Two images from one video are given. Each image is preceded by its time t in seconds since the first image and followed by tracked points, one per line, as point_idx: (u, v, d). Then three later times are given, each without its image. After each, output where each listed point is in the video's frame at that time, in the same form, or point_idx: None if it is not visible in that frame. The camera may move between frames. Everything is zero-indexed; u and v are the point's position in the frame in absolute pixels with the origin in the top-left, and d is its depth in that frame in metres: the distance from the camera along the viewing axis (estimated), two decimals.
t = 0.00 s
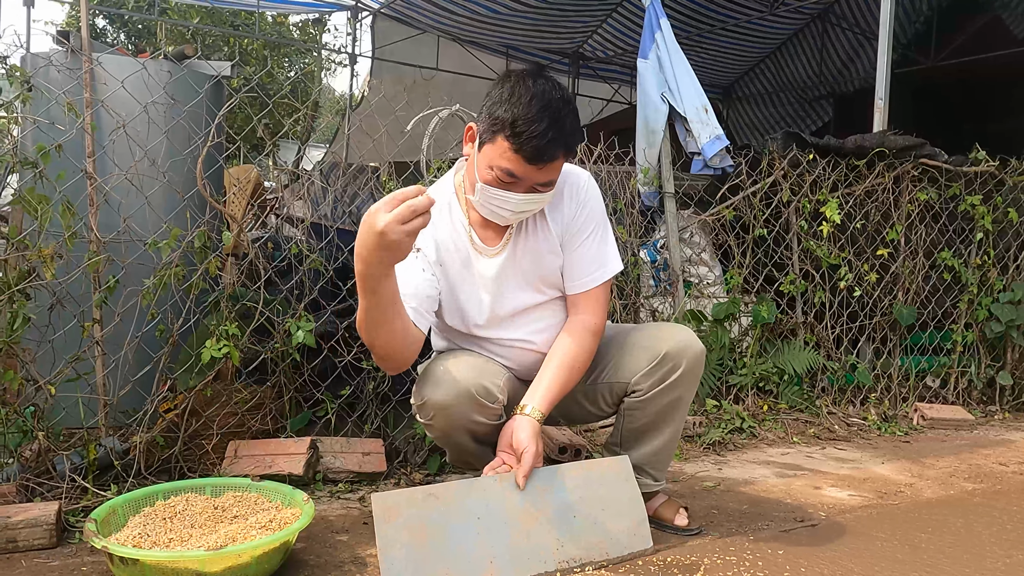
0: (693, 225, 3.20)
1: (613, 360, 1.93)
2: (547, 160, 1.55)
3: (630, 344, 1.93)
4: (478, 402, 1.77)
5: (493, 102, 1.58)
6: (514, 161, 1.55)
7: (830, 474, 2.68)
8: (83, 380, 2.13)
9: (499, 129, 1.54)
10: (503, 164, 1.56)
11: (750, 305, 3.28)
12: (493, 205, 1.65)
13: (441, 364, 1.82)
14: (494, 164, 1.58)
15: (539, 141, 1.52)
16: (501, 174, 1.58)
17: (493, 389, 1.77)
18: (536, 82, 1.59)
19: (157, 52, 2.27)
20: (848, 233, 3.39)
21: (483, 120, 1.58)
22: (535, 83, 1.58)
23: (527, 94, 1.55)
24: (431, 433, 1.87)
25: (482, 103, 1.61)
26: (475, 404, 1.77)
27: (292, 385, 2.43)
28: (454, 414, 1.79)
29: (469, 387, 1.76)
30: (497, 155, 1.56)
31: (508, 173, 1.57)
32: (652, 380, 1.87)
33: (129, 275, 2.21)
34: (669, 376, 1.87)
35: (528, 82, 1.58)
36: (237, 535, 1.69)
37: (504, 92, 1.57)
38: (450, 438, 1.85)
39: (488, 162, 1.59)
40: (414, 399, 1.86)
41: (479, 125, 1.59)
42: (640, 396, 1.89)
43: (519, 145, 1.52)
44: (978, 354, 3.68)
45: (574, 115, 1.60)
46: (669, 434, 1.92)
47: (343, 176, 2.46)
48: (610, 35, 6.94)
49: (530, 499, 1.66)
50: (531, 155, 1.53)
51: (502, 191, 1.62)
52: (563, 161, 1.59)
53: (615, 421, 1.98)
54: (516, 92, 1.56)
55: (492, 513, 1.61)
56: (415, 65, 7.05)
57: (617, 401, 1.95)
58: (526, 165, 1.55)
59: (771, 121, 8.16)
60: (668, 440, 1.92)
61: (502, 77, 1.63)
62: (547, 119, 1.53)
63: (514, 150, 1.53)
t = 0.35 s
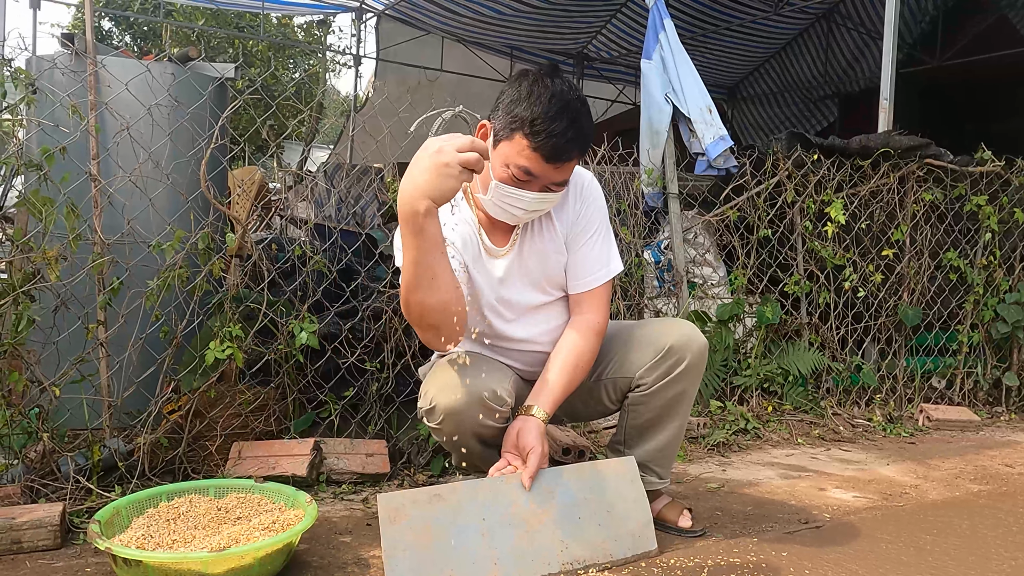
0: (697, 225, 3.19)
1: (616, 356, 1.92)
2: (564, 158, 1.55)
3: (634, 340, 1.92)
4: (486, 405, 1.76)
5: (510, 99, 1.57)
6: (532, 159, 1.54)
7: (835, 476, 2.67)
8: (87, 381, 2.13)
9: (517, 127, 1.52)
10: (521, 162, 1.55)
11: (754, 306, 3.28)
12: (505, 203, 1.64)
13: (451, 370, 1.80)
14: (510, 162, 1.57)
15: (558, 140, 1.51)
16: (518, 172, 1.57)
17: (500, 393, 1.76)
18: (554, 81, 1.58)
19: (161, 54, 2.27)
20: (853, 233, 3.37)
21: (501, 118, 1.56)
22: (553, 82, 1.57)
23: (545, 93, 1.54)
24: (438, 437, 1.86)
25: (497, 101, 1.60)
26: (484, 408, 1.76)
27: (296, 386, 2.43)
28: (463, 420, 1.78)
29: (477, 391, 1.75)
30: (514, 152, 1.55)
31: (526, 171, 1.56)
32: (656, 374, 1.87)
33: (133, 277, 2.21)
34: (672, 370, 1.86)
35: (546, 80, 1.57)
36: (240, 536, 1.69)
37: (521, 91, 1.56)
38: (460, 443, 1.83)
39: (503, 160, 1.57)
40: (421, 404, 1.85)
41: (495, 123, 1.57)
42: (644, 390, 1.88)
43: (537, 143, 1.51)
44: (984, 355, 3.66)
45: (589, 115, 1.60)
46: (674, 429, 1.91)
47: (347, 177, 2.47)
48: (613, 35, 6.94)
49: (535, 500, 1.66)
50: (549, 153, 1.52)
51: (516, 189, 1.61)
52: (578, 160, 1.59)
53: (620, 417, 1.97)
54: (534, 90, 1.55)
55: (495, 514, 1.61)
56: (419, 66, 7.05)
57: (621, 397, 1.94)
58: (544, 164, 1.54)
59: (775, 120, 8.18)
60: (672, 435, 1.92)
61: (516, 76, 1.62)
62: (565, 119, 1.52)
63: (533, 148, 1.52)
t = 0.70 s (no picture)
0: (701, 226, 3.20)
1: (617, 353, 1.92)
2: (580, 160, 1.55)
3: (633, 336, 1.92)
4: (500, 410, 1.74)
5: (526, 100, 1.57)
6: (549, 161, 1.54)
7: (840, 478, 2.66)
8: (92, 383, 2.14)
9: (534, 129, 1.52)
10: (537, 164, 1.54)
11: (758, 307, 3.27)
12: (518, 206, 1.64)
13: (465, 375, 1.77)
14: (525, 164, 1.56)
15: (575, 143, 1.52)
16: (532, 174, 1.57)
17: (512, 397, 1.76)
18: (569, 83, 1.58)
19: (165, 56, 2.28)
20: (858, 235, 3.36)
21: (516, 120, 1.56)
22: (569, 85, 1.57)
23: (562, 95, 1.55)
24: (447, 442, 1.83)
25: (512, 102, 1.60)
26: (497, 413, 1.74)
27: (299, 387, 2.44)
28: (476, 427, 1.75)
29: (491, 396, 1.73)
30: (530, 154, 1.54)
31: (540, 173, 1.56)
32: (656, 368, 1.86)
33: (137, 278, 2.22)
34: (672, 365, 1.85)
35: (562, 83, 1.58)
36: (243, 537, 1.69)
37: (537, 93, 1.56)
38: (471, 449, 1.81)
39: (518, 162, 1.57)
40: (431, 408, 1.82)
41: (510, 125, 1.57)
42: (644, 386, 1.88)
43: (554, 145, 1.52)
44: (990, 356, 3.65)
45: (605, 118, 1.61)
46: (676, 424, 1.90)
47: (350, 178, 2.49)
48: (618, 36, 6.93)
49: (538, 502, 1.65)
50: (566, 155, 1.53)
51: (529, 192, 1.61)
52: (592, 163, 1.59)
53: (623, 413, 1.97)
54: (551, 92, 1.55)
55: (498, 516, 1.61)
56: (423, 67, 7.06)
57: (623, 393, 1.94)
58: (560, 166, 1.55)
59: (780, 121, 8.14)
60: (674, 430, 1.91)
61: (531, 77, 1.62)
62: (583, 121, 1.53)
63: (550, 150, 1.52)
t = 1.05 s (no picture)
0: (705, 228, 3.17)
1: (620, 356, 1.92)
2: (582, 163, 1.55)
3: (636, 339, 1.91)
4: (503, 416, 1.74)
5: (527, 103, 1.56)
6: (550, 164, 1.53)
7: (844, 480, 2.65)
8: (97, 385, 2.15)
9: (536, 132, 1.52)
10: (538, 168, 1.54)
11: (762, 309, 3.27)
12: (521, 210, 1.62)
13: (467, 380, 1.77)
14: (527, 167, 1.55)
15: (577, 146, 1.52)
16: (534, 178, 1.56)
17: (516, 402, 1.74)
18: (571, 85, 1.58)
19: (170, 59, 2.29)
20: (862, 237, 3.35)
21: (518, 123, 1.55)
22: (570, 87, 1.57)
23: (563, 98, 1.54)
24: (451, 446, 1.83)
25: (513, 105, 1.59)
26: (500, 418, 1.73)
27: (303, 390, 2.43)
28: (479, 431, 1.74)
29: (493, 401, 1.73)
30: (532, 157, 1.54)
31: (543, 177, 1.55)
32: (659, 371, 1.86)
33: (141, 281, 2.23)
34: (675, 369, 1.85)
35: (563, 85, 1.57)
36: (246, 539, 1.69)
37: (538, 95, 1.56)
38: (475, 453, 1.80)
39: (519, 166, 1.56)
40: (434, 413, 1.81)
41: (512, 128, 1.56)
42: (646, 389, 1.88)
43: (556, 149, 1.51)
44: (995, 358, 3.63)
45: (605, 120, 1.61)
46: (678, 428, 1.90)
47: (354, 180, 2.49)
48: (622, 37, 6.93)
49: (542, 505, 1.65)
50: (568, 158, 1.52)
51: (531, 196, 1.60)
52: (594, 165, 1.59)
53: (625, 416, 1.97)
54: (552, 95, 1.55)
55: (502, 519, 1.60)
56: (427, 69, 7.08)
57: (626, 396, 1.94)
58: (563, 169, 1.54)
59: (785, 122, 8.13)
60: (676, 435, 1.90)
61: (532, 79, 1.62)
62: (585, 124, 1.53)
63: (551, 153, 1.52)
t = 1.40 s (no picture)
0: (708, 230, 3.21)
1: (627, 361, 1.92)
2: (598, 167, 1.55)
3: (645, 345, 1.92)
4: (508, 419, 1.74)
5: (543, 108, 1.57)
6: (567, 169, 1.53)
7: (848, 483, 2.64)
8: (101, 387, 2.15)
9: (553, 136, 1.52)
10: (555, 172, 1.54)
11: (766, 311, 3.26)
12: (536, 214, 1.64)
13: (473, 382, 1.77)
14: (543, 172, 1.55)
15: (593, 150, 1.52)
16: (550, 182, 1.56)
17: (521, 405, 1.75)
18: (588, 90, 1.59)
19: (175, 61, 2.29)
20: (866, 238, 3.35)
21: (535, 127, 1.55)
22: (587, 92, 1.58)
23: (580, 102, 1.55)
24: (455, 448, 1.83)
25: (530, 109, 1.60)
26: (505, 421, 1.74)
27: (307, 392, 2.43)
28: (483, 433, 1.74)
29: (498, 404, 1.73)
30: (548, 162, 1.54)
31: (558, 181, 1.55)
32: (664, 380, 1.86)
33: (146, 283, 2.23)
34: (681, 377, 1.85)
35: (580, 89, 1.58)
36: (251, 541, 1.70)
37: (555, 100, 1.56)
38: (479, 455, 1.81)
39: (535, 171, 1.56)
40: (439, 414, 1.82)
41: (528, 132, 1.57)
42: (651, 396, 1.88)
43: (572, 153, 1.51)
44: (999, 360, 3.62)
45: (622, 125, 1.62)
46: (681, 436, 1.90)
47: (358, 183, 2.54)
48: (625, 39, 6.93)
49: (546, 508, 1.65)
50: (584, 163, 1.52)
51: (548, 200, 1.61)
52: (610, 170, 1.59)
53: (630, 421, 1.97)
54: (569, 99, 1.56)
55: (506, 523, 1.61)
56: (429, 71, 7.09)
57: (631, 402, 1.94)
58: (579, 174, 1.54)
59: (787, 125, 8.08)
60: (680, 443, 1.90)
61: (548, 84, 1.63)
62: (602, 128, 1.54)
63: (567, 157, 1.52)
